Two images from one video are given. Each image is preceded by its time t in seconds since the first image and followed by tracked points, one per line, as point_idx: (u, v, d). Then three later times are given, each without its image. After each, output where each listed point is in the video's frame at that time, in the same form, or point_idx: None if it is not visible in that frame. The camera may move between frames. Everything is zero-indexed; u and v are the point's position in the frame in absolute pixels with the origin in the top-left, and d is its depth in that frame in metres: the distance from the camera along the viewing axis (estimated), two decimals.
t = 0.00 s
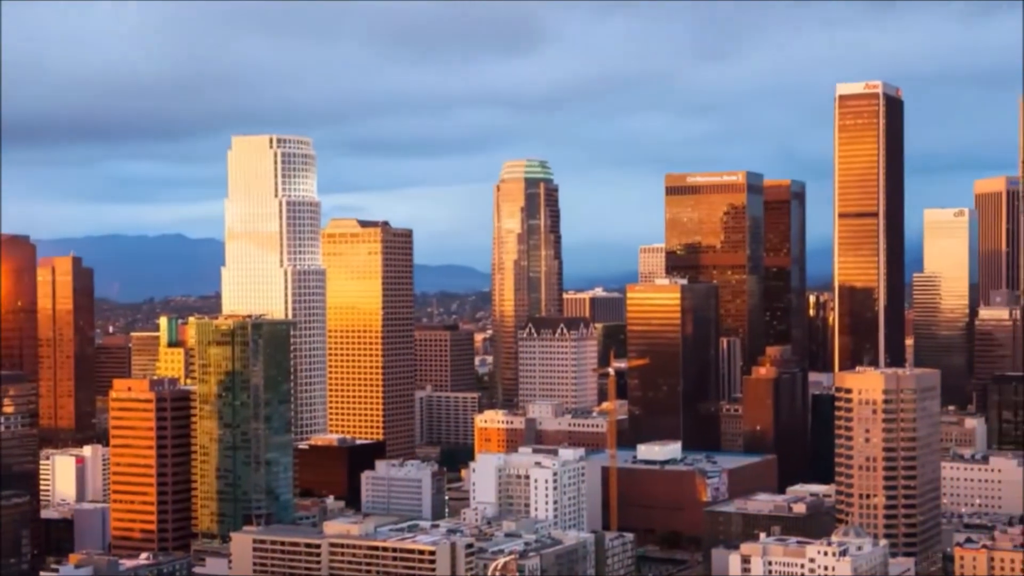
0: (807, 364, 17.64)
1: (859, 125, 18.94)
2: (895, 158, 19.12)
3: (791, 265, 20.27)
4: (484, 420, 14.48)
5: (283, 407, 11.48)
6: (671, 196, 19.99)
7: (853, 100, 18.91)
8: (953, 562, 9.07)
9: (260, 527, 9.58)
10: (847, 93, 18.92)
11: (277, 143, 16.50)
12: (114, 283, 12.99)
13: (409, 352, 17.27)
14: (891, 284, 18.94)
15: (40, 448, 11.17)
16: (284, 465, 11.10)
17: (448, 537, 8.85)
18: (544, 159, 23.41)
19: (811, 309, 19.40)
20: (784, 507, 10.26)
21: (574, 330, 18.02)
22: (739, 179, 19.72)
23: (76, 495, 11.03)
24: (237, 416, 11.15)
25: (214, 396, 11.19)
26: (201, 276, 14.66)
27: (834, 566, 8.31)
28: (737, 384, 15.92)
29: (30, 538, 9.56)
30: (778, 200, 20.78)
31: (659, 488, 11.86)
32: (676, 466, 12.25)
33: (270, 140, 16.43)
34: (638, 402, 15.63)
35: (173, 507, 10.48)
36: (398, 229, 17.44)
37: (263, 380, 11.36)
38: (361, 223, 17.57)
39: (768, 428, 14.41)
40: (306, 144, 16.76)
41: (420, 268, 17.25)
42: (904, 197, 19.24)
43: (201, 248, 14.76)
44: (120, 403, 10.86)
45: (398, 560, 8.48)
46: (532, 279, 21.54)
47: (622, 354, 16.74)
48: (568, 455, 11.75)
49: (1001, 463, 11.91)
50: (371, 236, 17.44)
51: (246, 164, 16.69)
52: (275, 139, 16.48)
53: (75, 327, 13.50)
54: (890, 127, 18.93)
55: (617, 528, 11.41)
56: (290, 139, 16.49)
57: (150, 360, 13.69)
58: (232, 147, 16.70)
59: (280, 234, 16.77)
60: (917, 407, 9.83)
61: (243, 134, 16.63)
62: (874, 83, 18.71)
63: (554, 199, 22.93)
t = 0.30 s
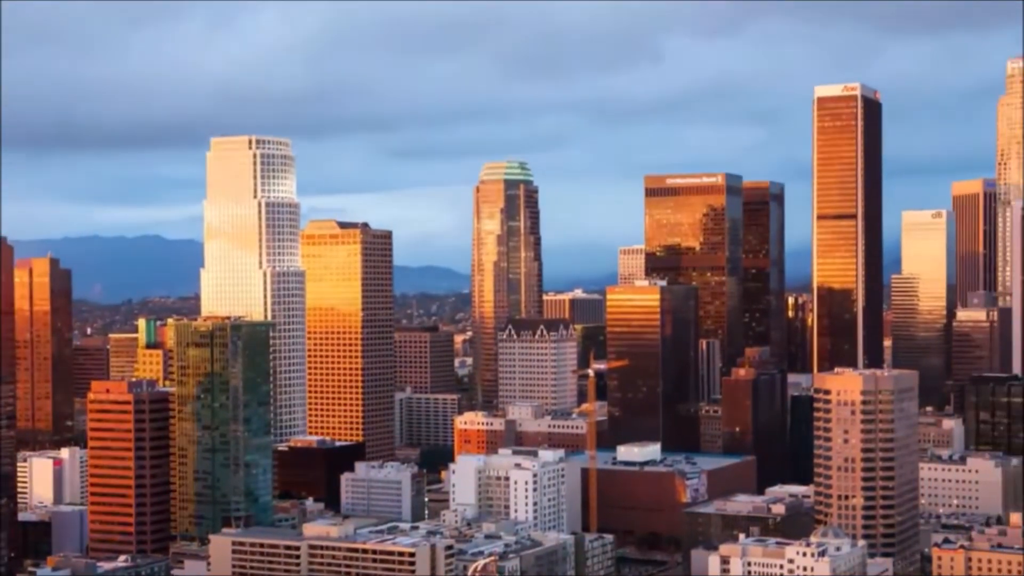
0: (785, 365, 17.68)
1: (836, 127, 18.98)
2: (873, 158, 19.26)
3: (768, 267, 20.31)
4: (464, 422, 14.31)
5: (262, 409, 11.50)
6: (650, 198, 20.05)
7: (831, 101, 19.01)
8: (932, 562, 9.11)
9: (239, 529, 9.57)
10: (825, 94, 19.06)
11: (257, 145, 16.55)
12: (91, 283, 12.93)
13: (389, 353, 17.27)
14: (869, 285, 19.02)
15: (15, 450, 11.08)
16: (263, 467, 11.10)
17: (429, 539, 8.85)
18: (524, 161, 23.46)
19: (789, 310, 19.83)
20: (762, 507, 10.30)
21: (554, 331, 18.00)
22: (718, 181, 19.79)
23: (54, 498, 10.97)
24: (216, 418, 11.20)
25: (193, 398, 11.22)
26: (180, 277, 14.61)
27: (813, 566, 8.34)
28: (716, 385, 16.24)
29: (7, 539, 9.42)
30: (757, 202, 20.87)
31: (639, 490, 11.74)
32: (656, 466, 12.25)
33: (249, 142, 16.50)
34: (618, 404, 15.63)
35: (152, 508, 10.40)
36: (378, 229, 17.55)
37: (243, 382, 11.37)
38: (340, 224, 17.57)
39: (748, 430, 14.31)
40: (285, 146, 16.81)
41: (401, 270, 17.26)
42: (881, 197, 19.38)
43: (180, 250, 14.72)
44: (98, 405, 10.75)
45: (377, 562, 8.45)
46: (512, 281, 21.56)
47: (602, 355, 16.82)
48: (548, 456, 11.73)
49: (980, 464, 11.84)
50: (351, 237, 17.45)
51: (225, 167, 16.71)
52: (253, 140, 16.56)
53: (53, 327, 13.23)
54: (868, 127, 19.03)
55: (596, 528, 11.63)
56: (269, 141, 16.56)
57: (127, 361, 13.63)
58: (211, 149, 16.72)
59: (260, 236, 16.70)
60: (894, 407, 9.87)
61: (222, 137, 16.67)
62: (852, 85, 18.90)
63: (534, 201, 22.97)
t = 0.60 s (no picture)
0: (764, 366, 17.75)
1: (816, 128, 19.29)
2: (851, 161, 19.39)
3: (746, 269, 20.35)
4: (443, 423, 14.35)
5: (240, 411, 11.40)
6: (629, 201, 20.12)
7: (810, 104, 19.29)
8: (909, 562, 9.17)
9: (218, 532, 9.54)
10: (804, 98, 19.30)
11: (235, 145, 16.38)
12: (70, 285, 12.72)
13: (369, 354, 17.27)
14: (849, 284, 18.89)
15: None
16: (242, 468, 10.98)
17: (408, 541, 8.84)
18: (503, 163, 23.49)
19: (769, 311, 19.67)
20: (742, 509, 10.32)
21: (534, 333, 18.04)
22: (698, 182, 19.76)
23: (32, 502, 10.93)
24: (195, 420, 11.06)
25: (172, 399, 11.12)
26: (158, 278, 14.58)
27: (792, 567, 8.35)
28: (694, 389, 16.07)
29: None
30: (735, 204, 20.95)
31: (618, 490, 11.82)
32: (636, 467, 12.28)
33: (227, 142, 16.31)
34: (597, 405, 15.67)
35: (130, 509, 10.44)
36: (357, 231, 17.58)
37: (222, 383, 11.28)
38: (321, 226, 17.58)
39: (726, 431, 14.42)
40: (264, 146, 16.64)
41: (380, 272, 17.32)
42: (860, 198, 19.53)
43: (159, 252, 14.69)
44: (75, 407, 10.77)
45: (356, 564, 8.42)
46: (492, 283, 21.58)
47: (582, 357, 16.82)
48: (527, 459, 11.72)
49: (957, 464, 11.96)
50: (331, 239, 17.46)
51: (204, 167, 16.56)
52: (231, 140, 16.37)
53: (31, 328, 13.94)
54: (846, 129, 19.24)
55: (577, 530, 11.60)
56: (247, 141, 16.40)
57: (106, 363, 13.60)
58: (190, 150, 16.63)
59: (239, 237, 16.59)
60: (873, 408, 9.91)
61: (201, 136, 16.53)
62: (830, 87, 19.13)
63: (513, 203, 23.00)
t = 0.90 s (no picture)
0: (743, 367, 17.82)
1: (793, 131, 19.16)
2: (829, 163, 19.50)
3: (726, 270, 20.42)
4: (423, 424, 14.38)
5: (219, 412, 11.27)
6: (609, 203, 20.15)
7: (789, 106, 19.17)
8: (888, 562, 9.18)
9: (197, 534, 9.50)
10: (784, 100, 19.17)
11: (214, 146, 16.19)
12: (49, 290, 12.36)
13: (348, 356, 17.26)
14: (826, 285, 19.21)
15: None
16: (221, 471, 10.93)
17: (387, 543, 8.81)
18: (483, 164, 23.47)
19: (747, 312, 19.94)
20: (721, 510, 10.33)
21: (514, 333, 17.99)
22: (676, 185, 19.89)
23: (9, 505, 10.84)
24: (173, 422, 10.98)
25: (150, 401, 11.05)
26: (137, 279, 14.52)
27: (771, 568, 8.37)
28: (674, 390, 16.09)
29: None
30: (714, 205, 20.99)
31: (598, 490, 11.80)
32: (615, 469, 12.27)
33: (206, 144, 16.12)
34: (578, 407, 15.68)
35: (108, 513, 10.40)
36: (337, 233, 17.61)
37: (200, 385, 11.17)
38: (300, 228, 17.58)
39: (706, 432, 14.41)
40: (243, 148, 16.45)
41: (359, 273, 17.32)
42: (838, 200, 19.66)
43: (138, 253, 14.62)
44: (52, 409, 10.73)
45: (335, 566, 8.40)
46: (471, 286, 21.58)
47: (559, 356, 16.89)
48: (507, 459, 11.75)
49: (935, 465, 12.03)
50: (311, 240, 17.47)
51: (183, 168, 16.35)
52: (210, 142, 16.17)
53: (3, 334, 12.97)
54: (824, 132, 19.16)
55: (557, 531, 11.61)
56: (227, 142, 16.21)
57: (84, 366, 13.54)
58: (169, 151, 16.40)
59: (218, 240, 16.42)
60: (851, 409, 9.94)
61: (180, 137, 16.29)
62: (810, 89, 18.95)
63: (493, 204, 22.98)
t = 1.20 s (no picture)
0: (719, 369, 17.88)
1: (769, 132, 19.22)
2: (805, 165, 19.55)
3: (702, 273, 20.44)
4: (399, 426, 14.36)
5: (195, 414, 11.22)
6: (585, 204, 20.17)
7: (766, 108, 19.19)
8: (863, 563, 9.21)
9: (173, 536, 9.46)
10: (760, 101, 19.19)
11: (189, 147, 16.29)
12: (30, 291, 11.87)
13: (325, 357, 17.23)
14: (802, 287, 19.29)
15: None
16: (197, 473, 10.89)
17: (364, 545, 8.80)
18: (459, 166, 23.47)
19: (723, 314, 19.96)
20: (698, 511, 10.35)
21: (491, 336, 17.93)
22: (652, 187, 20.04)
23: None
24: (148, 424, 10.90)
25: (125, 403, 10.99)
26: (112, 281, 14.44)
27: (747, 569, 8.39)
28: (650, 389, 16.09)
29: None
30: (690, 206, 21.04)
31: (576, 492, 11.79)
32: (592, 471, 12.28)
33: (181, 144, 16.24)
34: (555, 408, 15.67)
35: (82, 515, 10.38)
36: (314, 234, 17.52)
37: (175, 386, 11.12)
38: (276, 229, 17.53)
39: (682, 433, 14.45)
40: (218, 149, 16.50)
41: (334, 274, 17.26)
42: (813, 202, 19.73)
43: (113, 255, 14.53)
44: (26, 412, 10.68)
45: (311, 569, 8.37)
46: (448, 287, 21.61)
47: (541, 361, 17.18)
48: (484, 461, 11.73)
49: (910, 465, 12.05)
50: (287, 241, 17.40)
51: (158, 169, 16.37)
52: (185, 143, 16.32)
53: None
54: (800, 133, 19.21)
55: (533, 534, 11.61)
56: (201, 143, 16.33)
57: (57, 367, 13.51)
58: (144, 152, 16.46)
59: (193, 241, 16.40)
60: (827, 411, 9.96)
61: (155, 139, 16.40)
62: (785, 91, 19.02)
63: (469, 206, 22.97)
